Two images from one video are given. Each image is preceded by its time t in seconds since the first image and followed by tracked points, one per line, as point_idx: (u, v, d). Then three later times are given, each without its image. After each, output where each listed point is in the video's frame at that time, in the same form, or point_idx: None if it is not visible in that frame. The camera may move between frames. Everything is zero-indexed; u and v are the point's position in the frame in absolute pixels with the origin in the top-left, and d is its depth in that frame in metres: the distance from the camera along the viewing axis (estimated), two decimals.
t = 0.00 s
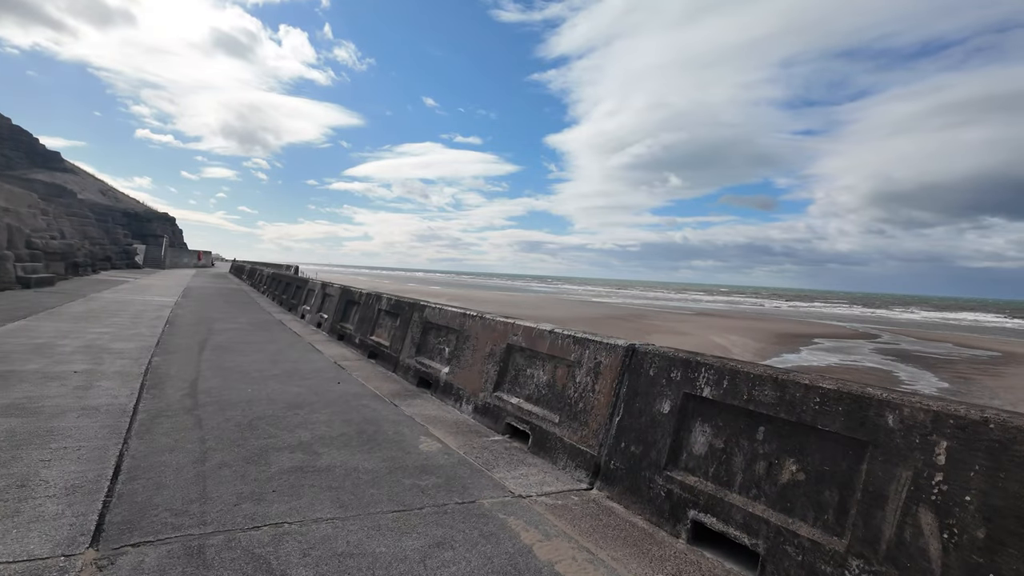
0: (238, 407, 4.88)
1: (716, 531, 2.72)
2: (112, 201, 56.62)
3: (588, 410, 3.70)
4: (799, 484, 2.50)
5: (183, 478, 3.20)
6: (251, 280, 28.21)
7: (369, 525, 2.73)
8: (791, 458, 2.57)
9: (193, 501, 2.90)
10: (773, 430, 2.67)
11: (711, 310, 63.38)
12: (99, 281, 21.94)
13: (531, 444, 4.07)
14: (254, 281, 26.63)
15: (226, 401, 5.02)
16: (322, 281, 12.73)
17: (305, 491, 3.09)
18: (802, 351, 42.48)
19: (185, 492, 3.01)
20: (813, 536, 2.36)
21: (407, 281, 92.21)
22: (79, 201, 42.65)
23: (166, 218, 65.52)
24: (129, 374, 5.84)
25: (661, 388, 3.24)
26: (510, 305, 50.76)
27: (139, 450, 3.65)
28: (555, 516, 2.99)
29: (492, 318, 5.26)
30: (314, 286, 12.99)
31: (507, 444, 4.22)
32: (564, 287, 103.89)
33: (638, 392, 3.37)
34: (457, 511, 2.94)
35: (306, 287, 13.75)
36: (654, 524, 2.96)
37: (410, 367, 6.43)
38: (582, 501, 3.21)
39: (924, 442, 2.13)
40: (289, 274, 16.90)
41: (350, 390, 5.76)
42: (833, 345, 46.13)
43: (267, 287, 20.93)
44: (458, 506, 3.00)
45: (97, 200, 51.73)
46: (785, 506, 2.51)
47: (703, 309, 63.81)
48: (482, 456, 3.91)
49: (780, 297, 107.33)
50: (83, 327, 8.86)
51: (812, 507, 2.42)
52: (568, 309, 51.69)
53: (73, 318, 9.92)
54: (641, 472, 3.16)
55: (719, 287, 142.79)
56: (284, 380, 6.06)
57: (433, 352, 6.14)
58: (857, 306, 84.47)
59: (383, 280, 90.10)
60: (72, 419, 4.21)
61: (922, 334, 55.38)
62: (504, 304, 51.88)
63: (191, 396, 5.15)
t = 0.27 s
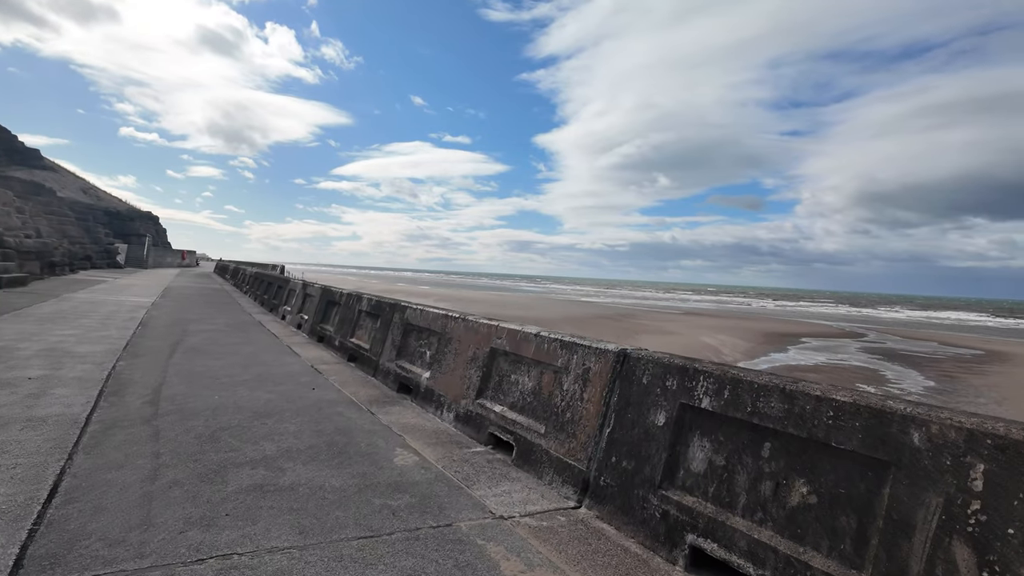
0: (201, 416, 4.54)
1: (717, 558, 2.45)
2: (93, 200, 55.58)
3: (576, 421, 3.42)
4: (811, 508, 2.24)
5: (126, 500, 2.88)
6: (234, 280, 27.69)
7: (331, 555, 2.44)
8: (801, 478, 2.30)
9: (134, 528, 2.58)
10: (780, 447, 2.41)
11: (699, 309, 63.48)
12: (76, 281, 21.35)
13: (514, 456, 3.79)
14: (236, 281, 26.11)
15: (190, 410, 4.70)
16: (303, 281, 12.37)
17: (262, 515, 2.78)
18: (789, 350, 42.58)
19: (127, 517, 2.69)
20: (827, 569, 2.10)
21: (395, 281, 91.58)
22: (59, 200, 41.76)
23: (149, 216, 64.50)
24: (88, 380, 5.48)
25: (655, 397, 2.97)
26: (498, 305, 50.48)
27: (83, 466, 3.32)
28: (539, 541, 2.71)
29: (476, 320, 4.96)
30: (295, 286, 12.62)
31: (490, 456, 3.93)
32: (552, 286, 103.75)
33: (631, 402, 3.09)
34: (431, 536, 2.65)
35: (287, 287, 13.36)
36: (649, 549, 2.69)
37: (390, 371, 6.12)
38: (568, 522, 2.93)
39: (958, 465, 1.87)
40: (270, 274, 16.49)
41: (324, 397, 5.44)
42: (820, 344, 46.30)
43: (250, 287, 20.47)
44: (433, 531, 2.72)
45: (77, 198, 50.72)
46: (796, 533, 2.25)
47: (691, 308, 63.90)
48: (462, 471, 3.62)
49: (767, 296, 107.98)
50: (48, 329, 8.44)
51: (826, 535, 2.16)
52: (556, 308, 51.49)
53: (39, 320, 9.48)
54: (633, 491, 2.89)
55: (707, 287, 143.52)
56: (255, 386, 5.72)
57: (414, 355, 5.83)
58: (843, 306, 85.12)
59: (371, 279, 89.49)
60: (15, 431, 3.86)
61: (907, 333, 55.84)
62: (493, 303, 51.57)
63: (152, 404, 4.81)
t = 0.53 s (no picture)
0: (167, 426, 4.25)
1: None
2: (76, 198, 54.63)
3: (569, 433, 3.16)
4: (835, 538, 1.99)
5: (71, 525, 2.60)
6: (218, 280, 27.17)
7: None
8: (824, 503, 2.06)
9: (73, 561, 2.29)
10: (797, 467, 2.17)
11: (688, 309, 63.55)
12: (54, 281, 20.83)
13: (503, 470, 3.52)
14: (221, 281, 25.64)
15: (155, 420, 4.39)
16: (286, 282, 12.04)
17: (219, 543, 2.51)
18: (778, 350, 42.65)
19: (68, 545, 2.42)
20: None
21: (384, 280, 90.95)
22: (39, 198, 40.96)
23: (133, 215, 63.55)
24: (48, 387, 5.15)
25: (656, 408, 2.71)
26: (487, 305, 50.21)
27: (28, 485, 3.03)
28: (529, 568, 2.46)
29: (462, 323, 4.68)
30: (278, 286, 12.28)
31: (477, 469, 3.66)
32: (542, 286, 103.56)
33: (629, 414, 2.84)
34: (408, 567, 2.39)
35: (270, 287, 13.02)
36: None
37: (373, 376, 5.82)
38: (562, 546, 2.68)
39: (1008, 493, 1.64)
40: (255, 273, 16.14)
41: (302, 404, 5.13)
42: (808, 344, 46.44)
43: (234, 287, 20.06)
44: (410, 559, 2.47)
45: (59, 196, 49.79)
46: (819, 566, 2.01)
47: (680, 308, 63.96)
48: (446, 487, 3.35)
49: (755, 296, 108.55)
50: (15, 332, 8.07)
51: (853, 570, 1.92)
52: (546, 308, 51.31)
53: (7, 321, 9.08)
54: (631, 512, 2.64)
55: (697, 286, 144.14)
56: (229, 393, 5.41)
57: (397, 359, 5.54)
58: (831, 305, 85.64)
59: (360, 279, 88.88)
60: None
61: (894, 332, 56.27)
62: (482, 303, 51.25)
63: (115, 414, 4.50)
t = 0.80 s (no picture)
0: (131, 438, 3.95)
1: None
2: (59, 196, 53.69)
3: (565, 448, 2.90)
4: None
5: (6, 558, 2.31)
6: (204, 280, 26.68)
7: None
8: (858, 537, 1.81)
9: None
10: (823, 494, 1.93)
11: (679, 309, 63.61)
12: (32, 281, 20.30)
13: (493, 487, 3.26)
14: (206, 281, 25.19)
15: (119, 430, 4.08)
16: (271, 282, 11.72)
17: None
18: (769, 350, 42.70)
19: None
20: None
21: (374, 280, 90.37)
22: (21, 196, 40.15)
23: (118, 214, 62.66)
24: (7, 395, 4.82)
25: (663, 424, 2.46)
26: (478, 305, 49.93)
27: None
28: None
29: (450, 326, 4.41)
30: (262, 287, 11.94)
31: (465, 486, 3.39)
32: (532, 286, 103.35)
33: (632, 428, 2.59)
34: None
35: (255, 287, 12.68)
36: None
37: (357, 382, 5.54)
38: None
39: None
40: (240, 273, 15.77)
41: (281, 413, 4.83)
42: (798, 344, 46.56)
43: (219, 288, 19.66)
44: None
45: (42, 194, 48.93)
46: None
47: (671, 308, 64.00)
48: (431, 508, 3.08)
49: (745, 296, 109.01)
50: None
51: None
52: (537, 308, 51.10)
53: None
54: (635, 539, 2.39)
55: (687, 287, 144.67)
56: (203, 400, 5.10)
57: (382, 364, 5.25)
58: (819, 305, 86.12)
59: (350, 279, 88.33)
60: None
61: (882, 332, 56.61)
62: (473, 303, 50.93)
63: (76, 424, 4.18)
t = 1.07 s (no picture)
0: (88, 452, 3.64)
1: None
2: (38, 194, 52.62)
3: (560, 465, 2.65)
4: None
5: None
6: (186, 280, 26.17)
7: None
8: None
9: None
10: (856, 525, 1.69)
11: (667, 309, 63.70)
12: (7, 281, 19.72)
13: (481, 506, 2.99)
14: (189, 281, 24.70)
15: (77, 444, 3.75)
16: (252, 282, 11.38)
17: None
18: (757, 350, 42.81)
19: None
20: None
21: (362, 280, 89.71)
22: None
23: (100, 212, 61.59)
24: None
25: (670, 440, 2.21)
26: (466, 305, 49.63)
27: None
28: None
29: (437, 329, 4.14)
30: (244, 287, 11.60)
31: (450, 503, 3.13)
32: (521, 286, 103.11)
33: (633, 445, 2.34)
34: None
35: (236, 287, 12.33)
36: None
37: (338, 387, 5.26)
38: None
39: None
40: (222, 273, 15.40)
41: (255, 422, 4.55)
42: (786, 343, 46.76)
43: (201, 288, 19.25)
44: None
45: (21, 192, 47.95)
46: None
47: (659, 308, 64.11)
48: (414, 531, 2.80)
49: (732, 296, 109.61)
50: None
51: None
52: (525, 309, 50.89)
53: None
54: (639, 569, 2.14)
55: (675, 286, 145.29)
56: (172, 409, 4.79)
57: (365, 369, 4.98)
58: (806, 305, 86.71)
59: (337, 279, 87.67)
60: None
61: (868, 332, 57.03)
62: (461, 303, 50.62)
63: (31, 437, 3.87)
